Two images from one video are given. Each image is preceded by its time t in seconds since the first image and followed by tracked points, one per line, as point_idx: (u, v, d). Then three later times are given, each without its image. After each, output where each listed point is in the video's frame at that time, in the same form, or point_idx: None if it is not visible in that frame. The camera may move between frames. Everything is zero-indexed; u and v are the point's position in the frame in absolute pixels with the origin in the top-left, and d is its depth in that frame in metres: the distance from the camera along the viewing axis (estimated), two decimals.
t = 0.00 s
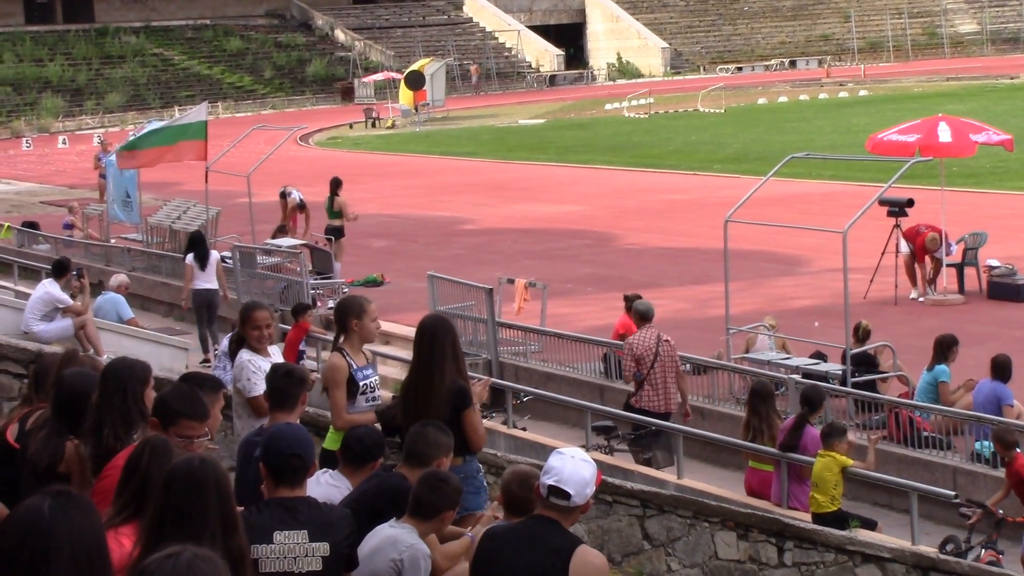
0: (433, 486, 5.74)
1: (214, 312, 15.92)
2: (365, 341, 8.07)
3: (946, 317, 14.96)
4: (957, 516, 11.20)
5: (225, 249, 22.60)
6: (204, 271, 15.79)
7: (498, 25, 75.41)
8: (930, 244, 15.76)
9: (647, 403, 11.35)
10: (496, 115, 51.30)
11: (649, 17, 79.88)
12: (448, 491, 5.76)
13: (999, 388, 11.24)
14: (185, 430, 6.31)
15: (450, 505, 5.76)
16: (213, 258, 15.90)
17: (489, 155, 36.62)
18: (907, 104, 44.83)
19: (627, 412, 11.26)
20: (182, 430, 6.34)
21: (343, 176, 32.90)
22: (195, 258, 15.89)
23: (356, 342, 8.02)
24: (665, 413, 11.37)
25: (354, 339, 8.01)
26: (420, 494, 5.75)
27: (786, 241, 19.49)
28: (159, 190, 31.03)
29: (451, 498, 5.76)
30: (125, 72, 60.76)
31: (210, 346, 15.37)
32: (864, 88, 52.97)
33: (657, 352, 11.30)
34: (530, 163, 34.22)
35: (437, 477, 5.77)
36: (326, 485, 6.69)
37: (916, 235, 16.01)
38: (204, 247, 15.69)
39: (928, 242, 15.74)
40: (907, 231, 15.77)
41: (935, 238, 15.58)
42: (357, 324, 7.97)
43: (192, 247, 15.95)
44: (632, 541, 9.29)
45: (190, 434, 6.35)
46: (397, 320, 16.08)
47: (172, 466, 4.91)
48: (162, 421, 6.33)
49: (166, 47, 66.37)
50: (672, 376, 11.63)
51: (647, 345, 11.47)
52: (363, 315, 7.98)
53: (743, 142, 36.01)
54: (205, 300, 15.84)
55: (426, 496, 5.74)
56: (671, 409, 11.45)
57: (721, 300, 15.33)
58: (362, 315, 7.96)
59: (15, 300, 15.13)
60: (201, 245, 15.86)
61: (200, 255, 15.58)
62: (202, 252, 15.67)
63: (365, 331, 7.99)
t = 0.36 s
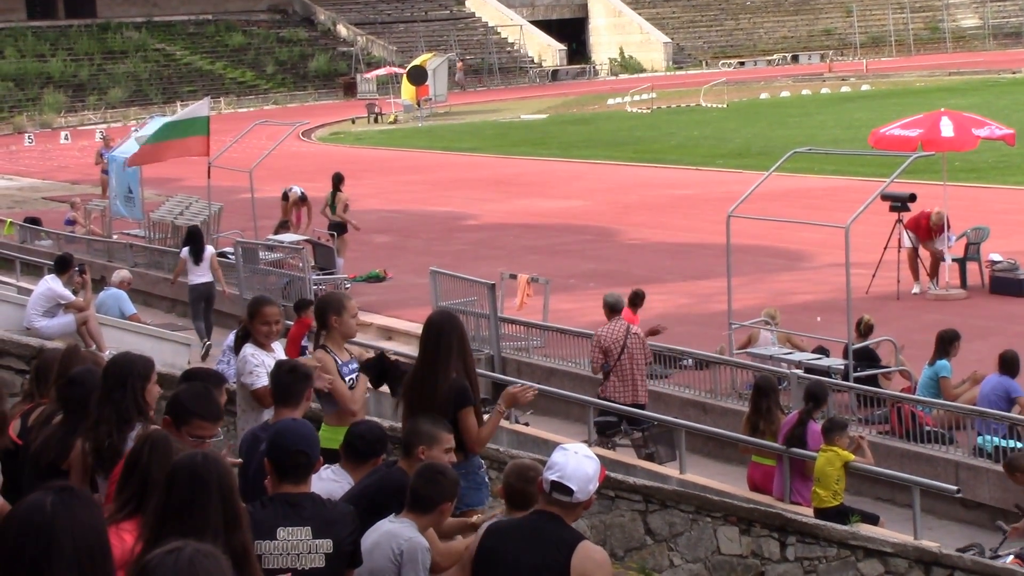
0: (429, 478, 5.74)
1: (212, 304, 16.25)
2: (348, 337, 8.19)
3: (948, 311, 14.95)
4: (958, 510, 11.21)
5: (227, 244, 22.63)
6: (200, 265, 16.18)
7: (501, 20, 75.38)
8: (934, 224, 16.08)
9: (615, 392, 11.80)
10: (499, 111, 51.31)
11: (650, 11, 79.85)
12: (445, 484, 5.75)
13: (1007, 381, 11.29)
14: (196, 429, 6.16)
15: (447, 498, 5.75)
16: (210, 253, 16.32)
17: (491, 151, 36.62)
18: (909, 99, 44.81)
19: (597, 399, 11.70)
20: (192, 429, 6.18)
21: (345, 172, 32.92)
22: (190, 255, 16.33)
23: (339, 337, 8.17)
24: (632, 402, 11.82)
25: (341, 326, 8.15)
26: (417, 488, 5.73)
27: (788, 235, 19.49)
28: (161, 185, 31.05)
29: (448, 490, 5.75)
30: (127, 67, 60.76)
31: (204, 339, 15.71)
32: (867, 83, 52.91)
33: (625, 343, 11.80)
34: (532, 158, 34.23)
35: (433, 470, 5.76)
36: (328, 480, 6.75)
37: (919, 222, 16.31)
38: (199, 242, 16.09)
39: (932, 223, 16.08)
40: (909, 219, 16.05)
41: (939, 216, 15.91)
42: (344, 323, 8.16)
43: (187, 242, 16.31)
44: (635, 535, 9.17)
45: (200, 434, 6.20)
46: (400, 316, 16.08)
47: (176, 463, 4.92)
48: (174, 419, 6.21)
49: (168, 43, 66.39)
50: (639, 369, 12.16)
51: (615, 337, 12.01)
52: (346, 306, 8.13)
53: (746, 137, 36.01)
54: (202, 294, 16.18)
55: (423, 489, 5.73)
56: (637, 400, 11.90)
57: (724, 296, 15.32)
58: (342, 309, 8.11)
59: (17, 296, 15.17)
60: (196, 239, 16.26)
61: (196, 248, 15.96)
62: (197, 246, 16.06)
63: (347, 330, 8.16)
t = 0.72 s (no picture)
0: (421, 478, 5.73)
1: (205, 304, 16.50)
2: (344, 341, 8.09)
3: (949, 316, 14.93)
4: (960, 514, 11.22)
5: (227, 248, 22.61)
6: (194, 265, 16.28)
7: (502, 24, 75.46)
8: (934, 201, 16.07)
9: (580, 386, 11.97)
10: (500, 115, 51.33)
11: (651, 15, 79.89)
12: (436, 483, 5.74)
13: (1014, 386, 11.33)
14: (199, 435, 6.15)
15: (440, 498, 5.74)
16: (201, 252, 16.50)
17: (492, 155, 36.61)
18: (910, 103, 44.82)
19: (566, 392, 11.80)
20: (196, 435, 6.17)
21: (346, 176, 32.93)
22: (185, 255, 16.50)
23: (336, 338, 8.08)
24: (600, 394, 11.92)
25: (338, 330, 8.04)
26: (410, 490, 5.73)
27: (789, 239, 19.47)
28: (163, 189, 31.07)
29: (440, 490, 5.74)
30: (128, 72, 60.81)
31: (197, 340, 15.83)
32: (867, 87, 52.95)
33: (590, 338, 11.91)
34: (533, 162, 34.22)
35: (425, 471, 5.75)
36: (329, 484, 6.74)
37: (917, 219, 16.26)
38: (192, 243, 16.21)
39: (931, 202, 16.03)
40: (911, 211, 15.98)
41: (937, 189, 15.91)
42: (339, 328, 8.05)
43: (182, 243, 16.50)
44: (636, 540, 9.20)
45: (204, 440, 6.18)
46: (401, 320, 16.07)
47: (176, 468, 4.92)
48: (179, 426, 6.20)
49: (170, 47, 66.43)
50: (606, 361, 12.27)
51: (580, 332, 12.10)
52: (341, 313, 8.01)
53: (746, 141, 36.04)
54: (194, 294, 16.47)
55: (415, 490, 5.72)
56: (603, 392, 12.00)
57: (725, 300, 15.30)
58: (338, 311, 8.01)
59: (18, 300, 15.15)
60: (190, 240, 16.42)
61: (189, 249, 16.05)
62: (190, 247, 16.16)
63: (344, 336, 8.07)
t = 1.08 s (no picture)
0: (412, 479, 5.72)
1: (189, 301, 16.74)
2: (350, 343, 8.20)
3: (947, 319, 14.94)
4: (956, 517, 11.29)
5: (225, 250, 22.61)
6: (178, 262, 16.63)
7: (500, 26, 75.44)
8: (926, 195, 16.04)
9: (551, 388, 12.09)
10: (498, 117, 51.32)
11: (649, 19, 79.94)
12: (426, 483, 5.73)
13: (1014, 389, 11.38)
14: (201, 441, 6.15)
15: (431, 497, 5.73)
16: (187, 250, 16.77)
17: (489, 157, 36.60)
18: (908, 106, 44.82)
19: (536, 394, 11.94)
20: (199, 441, 6.18)
21: (344, 178, 32.93)
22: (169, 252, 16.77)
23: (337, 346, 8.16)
24: (569, 396, 12.04)
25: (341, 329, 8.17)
26: (401, 491, 5.72)
27: (786, 243, 19.48)
28: (160, 191, 31.06)
29: (431, 489, 5.73)
30: (126, 73, 60.78)
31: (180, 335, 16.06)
32: (865, 91, 52.94)
33: (559, 342, 11.99)
34: (531, 165, 34.21)
35: (415, 470, 5.74)
36: (328, 486, 6.76)
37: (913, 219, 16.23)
38: (176, 239, 16.52)
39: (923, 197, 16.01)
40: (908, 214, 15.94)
41: (927, 183, 15.90)
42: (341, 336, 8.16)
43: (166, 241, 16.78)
44: (633, 542, 9.25)
45: (206, 445, 6.18)
46: (398, 323, 16.06)
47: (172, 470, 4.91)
48: (182, 432, 6.20)
49: (168, 49, 66.40)
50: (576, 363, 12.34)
51: (550, 334, 12.17)
52: (352, 314, 8.19)
53: (744, 144, 36.04)
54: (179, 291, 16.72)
55: (406, 491, 5.71)
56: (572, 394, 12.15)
57: (723, 302, 15.30)
58: (345, 315, 8.16)
59: (15, 302, 15.15)
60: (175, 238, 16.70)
61: (174, 245, 16.37)
62: (174, 244, 16.49)
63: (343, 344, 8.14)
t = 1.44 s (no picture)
0: (406, 482, 5.72)
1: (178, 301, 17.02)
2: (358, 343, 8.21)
3: (946, 324, 14.93)
4: (953, 523, 11.37)
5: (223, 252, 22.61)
6: (166, 262, 16.91)
7: (500, 30, 75.53)
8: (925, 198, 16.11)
9: (522, 383, 12.27)
10: (497, 120, 51.33)
11: (649, 22, 79.92)
12: (422, 487, 5.72)
13: (1012, 395, 11.38)
14: (200, 434, 6.21)
15: (425, 500, 5.72)
16: (175, 251, 16.99)
17: (488, 160, 36.58)
18: (907, 111, 44.82)
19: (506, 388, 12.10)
20: (197, 434, 6.24)
21: (342, 181, 32.94)
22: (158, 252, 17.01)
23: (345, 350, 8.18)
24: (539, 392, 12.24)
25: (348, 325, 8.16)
26: (395, 494, 5.72)
27: (785, 248, 19.47)
28: (159, 193, 31.04)
29: (426, 492, 5.73)
30: (126, 74, 60.82)
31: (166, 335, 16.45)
32: (864, 95, 52.94)
33: (532, 337, 12.18)
34: (530, 168, 34.23)
35: (409, 474, 5.74)
36: (325, 489, 6.76)
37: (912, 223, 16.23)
38: (167, 240, 16.81)
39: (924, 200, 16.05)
40: (907, 219, 15.90)
41: (927, 185, 15.95)
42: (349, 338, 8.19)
43: (155, 240, 17.03)
44: (631, 546, 9.26)
45: (206, 439, 6.24)
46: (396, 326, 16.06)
47: (173, 473, 4.90)
48: (179, 428, 6.26)
49: (167, 51, 66.43)
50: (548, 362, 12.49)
51: (524, 330, 12.36)
52: (361, 314, 8.16)
53: (744, 148, 36.06)
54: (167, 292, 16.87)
55: (399, 493, 5.72)
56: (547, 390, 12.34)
57: (721, 307, 15.29)
58: (355, 315, 8.13)
59: (14, 303, 15.15)
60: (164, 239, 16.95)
61: (163, 247, 16.69)
62: (164, 245, 16.79)
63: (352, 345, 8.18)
